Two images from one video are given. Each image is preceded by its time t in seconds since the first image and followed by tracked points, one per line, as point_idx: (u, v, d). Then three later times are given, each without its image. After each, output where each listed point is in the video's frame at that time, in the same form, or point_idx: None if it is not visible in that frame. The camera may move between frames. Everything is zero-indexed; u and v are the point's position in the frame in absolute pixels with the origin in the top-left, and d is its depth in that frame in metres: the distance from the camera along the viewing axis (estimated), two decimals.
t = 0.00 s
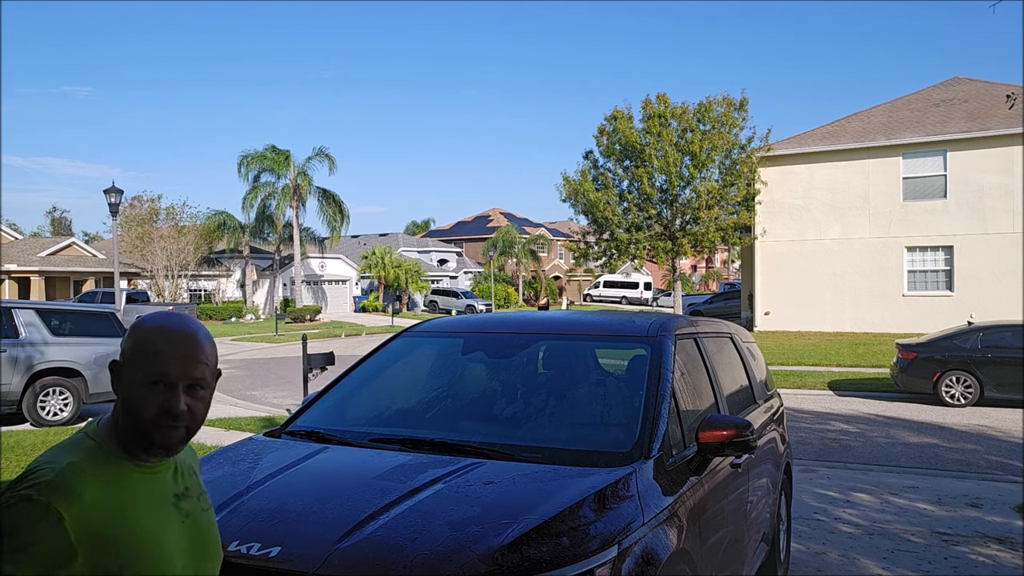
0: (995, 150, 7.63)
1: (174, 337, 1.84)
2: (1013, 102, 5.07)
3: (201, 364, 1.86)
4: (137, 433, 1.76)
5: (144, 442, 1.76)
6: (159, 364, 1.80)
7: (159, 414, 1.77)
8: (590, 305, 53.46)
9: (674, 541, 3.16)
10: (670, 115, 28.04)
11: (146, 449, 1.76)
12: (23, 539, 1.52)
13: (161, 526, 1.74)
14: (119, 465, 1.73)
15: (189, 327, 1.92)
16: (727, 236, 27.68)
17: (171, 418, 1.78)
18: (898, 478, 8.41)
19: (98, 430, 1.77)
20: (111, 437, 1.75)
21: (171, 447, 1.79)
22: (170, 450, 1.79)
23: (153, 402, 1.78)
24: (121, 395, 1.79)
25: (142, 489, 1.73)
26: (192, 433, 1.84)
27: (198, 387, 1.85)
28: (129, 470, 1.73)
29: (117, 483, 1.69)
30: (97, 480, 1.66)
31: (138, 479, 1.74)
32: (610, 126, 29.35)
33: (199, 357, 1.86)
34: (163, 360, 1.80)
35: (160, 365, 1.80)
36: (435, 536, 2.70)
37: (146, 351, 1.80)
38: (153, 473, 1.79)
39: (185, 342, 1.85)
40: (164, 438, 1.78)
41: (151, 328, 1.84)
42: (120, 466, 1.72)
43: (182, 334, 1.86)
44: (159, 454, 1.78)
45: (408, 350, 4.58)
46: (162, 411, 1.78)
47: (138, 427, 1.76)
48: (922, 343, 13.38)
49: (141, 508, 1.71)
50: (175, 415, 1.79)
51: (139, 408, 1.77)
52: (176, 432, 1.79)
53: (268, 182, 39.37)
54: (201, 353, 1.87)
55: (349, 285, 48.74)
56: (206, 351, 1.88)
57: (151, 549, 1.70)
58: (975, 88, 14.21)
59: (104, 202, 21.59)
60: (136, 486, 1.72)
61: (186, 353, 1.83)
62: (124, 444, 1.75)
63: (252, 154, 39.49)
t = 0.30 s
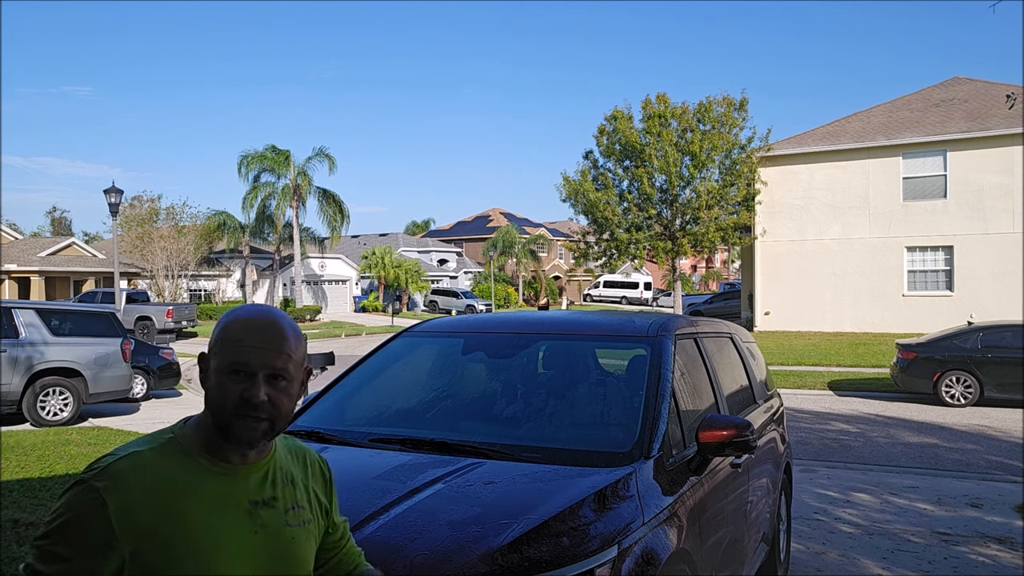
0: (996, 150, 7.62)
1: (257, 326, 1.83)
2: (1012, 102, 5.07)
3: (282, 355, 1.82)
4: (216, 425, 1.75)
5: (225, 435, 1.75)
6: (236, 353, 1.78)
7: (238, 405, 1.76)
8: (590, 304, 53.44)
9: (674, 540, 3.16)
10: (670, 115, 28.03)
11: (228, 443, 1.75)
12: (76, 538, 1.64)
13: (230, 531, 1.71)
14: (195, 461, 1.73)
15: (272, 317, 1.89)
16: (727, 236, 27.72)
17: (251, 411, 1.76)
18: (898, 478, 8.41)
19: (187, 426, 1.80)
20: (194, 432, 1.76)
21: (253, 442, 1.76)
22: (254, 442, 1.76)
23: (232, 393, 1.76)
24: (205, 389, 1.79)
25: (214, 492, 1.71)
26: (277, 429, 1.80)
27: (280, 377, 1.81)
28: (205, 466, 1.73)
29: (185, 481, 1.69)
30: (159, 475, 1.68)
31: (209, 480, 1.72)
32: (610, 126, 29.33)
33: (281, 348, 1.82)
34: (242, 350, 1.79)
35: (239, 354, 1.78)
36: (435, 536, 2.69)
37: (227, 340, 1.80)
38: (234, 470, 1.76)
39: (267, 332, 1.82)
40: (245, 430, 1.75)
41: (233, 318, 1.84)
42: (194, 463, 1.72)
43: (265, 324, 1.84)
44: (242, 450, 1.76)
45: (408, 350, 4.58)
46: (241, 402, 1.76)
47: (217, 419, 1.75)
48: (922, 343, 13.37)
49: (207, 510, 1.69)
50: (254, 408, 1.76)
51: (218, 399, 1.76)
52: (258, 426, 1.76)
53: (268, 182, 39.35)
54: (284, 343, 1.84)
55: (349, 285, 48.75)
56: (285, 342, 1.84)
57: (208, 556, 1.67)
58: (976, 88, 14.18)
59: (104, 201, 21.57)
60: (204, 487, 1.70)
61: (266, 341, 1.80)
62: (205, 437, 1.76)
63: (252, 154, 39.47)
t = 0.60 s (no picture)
0: (995, 150, 7.63)
1: (263, 331, 1.57)
2: (1013, 102, 5.07)
3: (298, 362, 1.57)
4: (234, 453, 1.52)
5: (246, 463, 1.52)
6: (243, 367, 1.54)
7: (253, 426, 1.52)
8: (590, 304, 53.44)
9: (674, 540, 3.16)
10: (670, 115, 28.04)
11: (251, 472, 1.52)
12: None
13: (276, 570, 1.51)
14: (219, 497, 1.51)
15: (281, 317, 1.63)
16: (727, 236, 27.79)
17: (269, 432, 1.52)
18: (898, 478, 8.41)
19: (206, 456, 1.58)
20: (213, 464, 1.54)
21: (279, 466, 1.53)
22: (280, 465, 1.53)
23: (244, 414, 1.52)
24: (214, 412, 1.56)
25: (250, 532, 1.50)
26: (305, 446, 1.56)
27: (297, 388, 1.56)
28: (233, 502, 1.51)
29: (212, 524, 1.48)
30: (181, 522, 1.47)
31: (239, 518, 1.50)
32: (610, 126, 29.33)
33: (294, 353, 1.57)
34: (248, 361, 1.55)
35: (247, 367, 1.54)
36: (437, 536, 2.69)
37: (232, 354, 1.55)
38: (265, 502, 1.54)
39: (276, 337, 1.57)
40: (265, 454, 1.51)
41: (235, 326, 1.59)
42: (216, 502, 1.50)
43: (272, 326, 1.59)
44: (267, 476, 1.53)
45: (408, 350, 4.58)
46: (257, 423, 1.52)
47: (234, 445, 1.52)
48: (922, 343, 13.38)
49: (240, 557, 1.48)
50: (272, 427, 1.52)
51: (229, 424, 1.52)
52: (280, 447, 1.52)
53: (268, 182, 39.33)
54: (298, 348, 1.59)
55: (349, 285, 48.77)
56: (300, 345, 1.59)
57: None
58: (976, 87, 14.20)
59: (104, 201, 21.58)
60: (235, 527, 1.49)
61: (275, 347, 1.56)
62: (225, 468, 1.54)
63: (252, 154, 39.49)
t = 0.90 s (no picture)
0: (995, 150, 7.63)
1: (283, 320, 1.41)
2: (1014, 102, 5.06)
3: (325, 354, 1.41)
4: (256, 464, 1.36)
5: (271, 476, 1.37)
6: (259, 364, 1.38)
7: (274, 432, 1.35)
8: (590, 304, 53.46)
9: (674, 540, 3.16)
10: (670, 115, 28.03)
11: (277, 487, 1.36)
12: None
13: None
14: (237, 513, 1.37)
15: (300, 303, 1.47)
16: (727, 236, 27.76)
17: (294, 437, 1.36)
18: (898, 478, 8.41)
19: (224, 468, 1.43)
20: (231, 477, 1.40)
21: (308, 481, 1.37)
22: (309, 476, 1.37)
23: (264, 419, 1.36)
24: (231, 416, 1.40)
25: (267, 555, 1.35)
26: (338, 453, 1.41)
27: (325, 384, 1.41)
28: (251, 521, 1.36)
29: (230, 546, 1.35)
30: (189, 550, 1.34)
31: (259, 541, 1.36)
32: (610, 126, 29.30)
33: (319, 345, 1.41)
34: (268, 359, 1.39)
35: (266, 364, 1.38)
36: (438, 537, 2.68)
37: (247, 350, 1.39)
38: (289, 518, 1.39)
39: (296, 330, 1.41)
40: (291, 464, 1.35)
41: (250, 314, 1.42)
42: (229, 521, 1.36)
43: (291, 315, 1.42)
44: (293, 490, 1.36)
45: (408, 350, 4.58)
46: (279, 427, 1.35)
47: (254, 456, 1.36)
48: (922, 343, 13.38)
49: None
50: (297, 430, 1.36)
51: (247, 430, 1.36)
52: (309, 456, 1.36)
53: (268, 182, 39.29)
54: (324, 338, 1.42)
55: (349, 285, 48.78)
56: (324, 335, 1.43)
57: None
58: (976, 87, 14.19)
59: (104, 201, 21.57)
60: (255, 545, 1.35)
61: (293, 341, 1.39)
62: (244, 485, 1.39)
63: (252, 154, 39.48)
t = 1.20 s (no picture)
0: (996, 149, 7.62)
1: (352, 331, 1.52)
2: (1013, 102, 5.06)
3: (389, 367, 1.52)
4: (320, 473, 1.47)
5: (335, 484, 1.47)
6: (328, 374, 1.50)
7: (340, 442, 1.46)
8: (590, 304, 53.36)
9: (674, 540, 3.15)
10: (670, 115, 28.01)
11: (338, 497, 1.46)
12: None
13: None
14: (299, 519, 1.48)
15: (371, 309, 1.57)
16: (727, 236, 27.69)
17: (359, 448, 1.46)
18: (898, 478, 8.41)
19: (294, 476, 1.55)
20: (299, 485, 1.51)
21: (369, 494, 1.46)
22: (370, 488, 1.47)
23: (330, 427, 1.47)
24: (302, 424, 1.52)
25: (324, 562, 1.44)
26: (400, 468, 1.50)
27: (389, 396, 1.51)
28: (310, 527, 1.47)
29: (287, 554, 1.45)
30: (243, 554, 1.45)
31: (318, 550, 1.45)
32: (610, 126, 29.28)
33: (385, 355, 1.52)
34: (337, 368, 1.50)
35: (336, 374, 1.49)
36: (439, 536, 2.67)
37: (318, 358, 1.51)
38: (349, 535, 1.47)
39: (365, 337, 1.52)
40: (356, 474, 1.46)
41: (321, 326, 1.54)
42: (290, 527, 1.47)
43: (361, 321, 1.54)
44: (355, 499, 1.46)
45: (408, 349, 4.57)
46: (344, 437, 1.46)
47: (320, 464, 1.47)
48: (923, 343, 13.38)
49: None
50: (360, 441, 1.47)
51: (314, 438, 1.47)
52: (372, 466, 1.47)
53: (268, 182, 39.29)
54: (390, 350, 1.53)
55: (349, 285, 48.77)
56: (391, 346, 1.53)
57: None
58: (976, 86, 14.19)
59: (104, 202, 21.58)
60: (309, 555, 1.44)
61: (362, 351, 1.51)
62: (308, 494, 1.50)
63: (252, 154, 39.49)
